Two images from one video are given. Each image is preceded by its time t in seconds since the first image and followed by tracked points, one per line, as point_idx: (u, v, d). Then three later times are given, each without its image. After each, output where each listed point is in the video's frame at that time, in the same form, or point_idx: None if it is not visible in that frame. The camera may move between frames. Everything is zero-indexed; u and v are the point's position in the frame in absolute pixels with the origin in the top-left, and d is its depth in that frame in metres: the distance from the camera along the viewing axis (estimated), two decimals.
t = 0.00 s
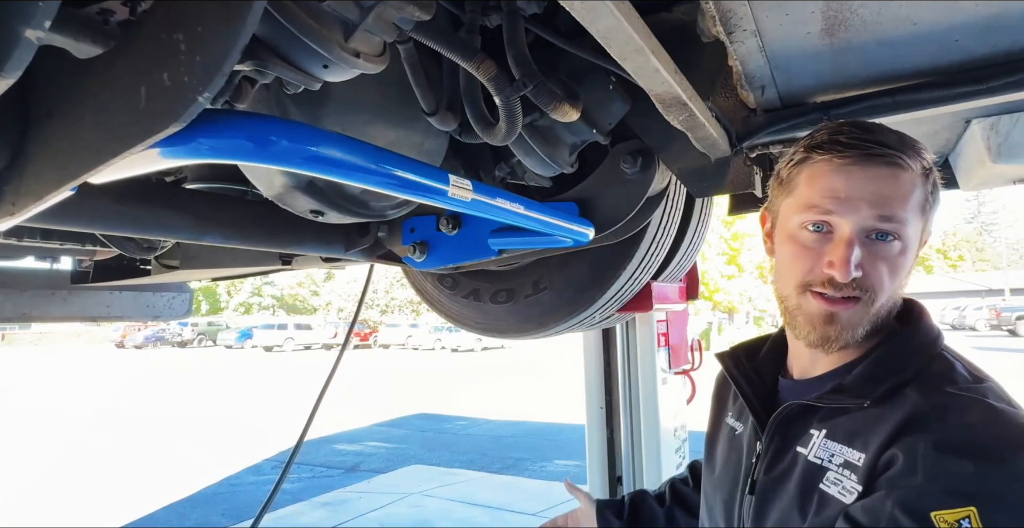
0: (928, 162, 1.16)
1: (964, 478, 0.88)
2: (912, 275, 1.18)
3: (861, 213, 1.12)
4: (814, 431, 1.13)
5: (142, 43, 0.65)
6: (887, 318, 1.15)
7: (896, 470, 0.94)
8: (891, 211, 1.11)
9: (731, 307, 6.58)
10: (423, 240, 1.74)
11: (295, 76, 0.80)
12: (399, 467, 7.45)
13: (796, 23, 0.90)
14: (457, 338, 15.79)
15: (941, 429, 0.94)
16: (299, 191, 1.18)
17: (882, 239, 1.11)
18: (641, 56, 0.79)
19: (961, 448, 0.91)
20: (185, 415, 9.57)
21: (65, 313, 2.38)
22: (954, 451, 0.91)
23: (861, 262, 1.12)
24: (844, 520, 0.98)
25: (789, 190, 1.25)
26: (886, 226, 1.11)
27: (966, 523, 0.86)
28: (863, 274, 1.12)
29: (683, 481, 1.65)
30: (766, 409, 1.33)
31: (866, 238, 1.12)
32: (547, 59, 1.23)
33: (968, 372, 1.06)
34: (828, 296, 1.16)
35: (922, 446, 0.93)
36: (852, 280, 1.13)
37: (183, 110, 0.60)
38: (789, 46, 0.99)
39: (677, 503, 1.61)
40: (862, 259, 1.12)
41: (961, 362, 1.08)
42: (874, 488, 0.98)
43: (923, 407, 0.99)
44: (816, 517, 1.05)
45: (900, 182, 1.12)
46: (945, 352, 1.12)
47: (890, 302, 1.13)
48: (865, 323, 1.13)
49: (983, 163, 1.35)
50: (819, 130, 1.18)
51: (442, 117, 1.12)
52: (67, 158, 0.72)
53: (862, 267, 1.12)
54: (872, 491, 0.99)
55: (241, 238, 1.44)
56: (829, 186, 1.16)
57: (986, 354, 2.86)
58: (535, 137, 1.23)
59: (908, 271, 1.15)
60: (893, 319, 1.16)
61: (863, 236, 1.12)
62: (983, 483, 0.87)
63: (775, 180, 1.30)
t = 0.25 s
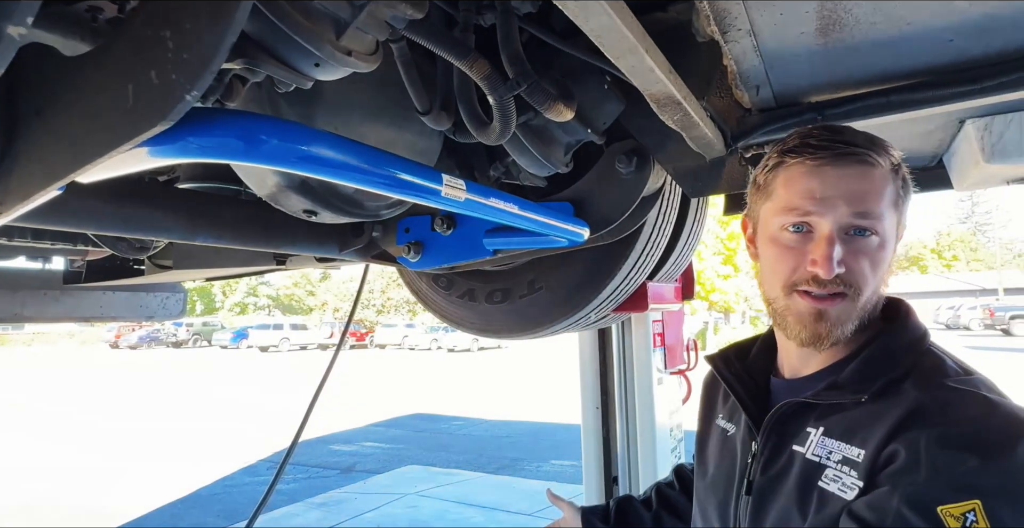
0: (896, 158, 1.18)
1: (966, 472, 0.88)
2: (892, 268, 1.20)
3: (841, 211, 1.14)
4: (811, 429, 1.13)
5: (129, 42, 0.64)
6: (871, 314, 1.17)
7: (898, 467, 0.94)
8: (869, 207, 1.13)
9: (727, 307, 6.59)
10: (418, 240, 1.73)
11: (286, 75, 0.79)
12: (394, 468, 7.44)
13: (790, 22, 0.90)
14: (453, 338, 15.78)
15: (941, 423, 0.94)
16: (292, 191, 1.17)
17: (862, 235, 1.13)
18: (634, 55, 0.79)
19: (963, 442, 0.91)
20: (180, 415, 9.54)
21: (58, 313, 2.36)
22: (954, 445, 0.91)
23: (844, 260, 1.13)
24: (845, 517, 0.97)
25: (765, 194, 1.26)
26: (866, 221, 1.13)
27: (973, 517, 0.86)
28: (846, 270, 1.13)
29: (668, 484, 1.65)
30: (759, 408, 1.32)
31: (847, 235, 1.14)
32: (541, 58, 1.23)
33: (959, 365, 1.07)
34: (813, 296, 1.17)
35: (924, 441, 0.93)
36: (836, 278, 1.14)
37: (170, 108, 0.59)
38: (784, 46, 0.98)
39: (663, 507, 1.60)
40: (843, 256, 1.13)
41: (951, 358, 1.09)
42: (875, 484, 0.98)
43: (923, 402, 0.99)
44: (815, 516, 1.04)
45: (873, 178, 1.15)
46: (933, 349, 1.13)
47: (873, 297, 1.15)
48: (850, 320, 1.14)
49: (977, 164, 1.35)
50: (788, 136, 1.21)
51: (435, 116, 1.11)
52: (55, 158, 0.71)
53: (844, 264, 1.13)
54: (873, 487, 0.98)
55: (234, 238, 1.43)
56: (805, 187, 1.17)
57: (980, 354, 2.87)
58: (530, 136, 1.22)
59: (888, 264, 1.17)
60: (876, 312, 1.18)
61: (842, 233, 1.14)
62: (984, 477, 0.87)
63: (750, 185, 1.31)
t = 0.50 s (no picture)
0: (861, 156, 1.20)
1: (956, 470, 0.88)
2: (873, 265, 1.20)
3: (812, 216, 1.15)
4: (804, 430, 1.13)
5: (121, 41, 0.64)
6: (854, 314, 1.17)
7: (889, 465, 0.94)
8: (839, 209, 1.15)
9: (724, 307, 6.59)
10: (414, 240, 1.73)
11: (281, 74, 0.79)
12: (391, 468, 7.42)
13: (785, 22, 0.90)
14: (450, 338, 15.77)
15: (931, 422, 0.94)
16: (288, 190, 1.16)
17: (836, 237, 1.14)
18: (629, 54, 0.78)
19: (952, 441, 0.91)
20: (176, 416, 9.52)
21: (53, 313, 2.36)
22: (945, 443, 0.91)
23: (818, 264, 1.14)
24: (838, 515, 0.97)
25: (738, 206, 1.27)
26: (837, 224, 1.14)
27: (962, 516, 0.85)
28: (822, 274, 1.14)
29: (667, 487, 1.64)
30: (752, 409, 1.33)
31: (819, 239, 1.15)
32: (538, 58, 1.23)
33: (948, 364, 1.07)
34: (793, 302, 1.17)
35: (915, 439, 0.93)
36: (813, 283, 1.15)
37: (163, 108, 0.59)
38: (779, 46, 0.98)
39: (661, 508, 1.60)
40: (818, 261, 1.14)
41: (940, 357, 1.09)
42: (868, 483, 0.98)
43: (914, 401, 0.99)
44: (809, 515, 1.04)
45: (839, 180, 1.16)
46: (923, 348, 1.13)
47: (854, 296, 1.16)
48: (831, 323, 1.15)
49: (972, 164, 1.35)
50: (753, 147, 1.24)
51: (431, 116, 1.11)
52: (46, 157, 0.70)
53: (818, 268, 1.14)
54: (865, 486, 0.98)
55: (229, 238, 1.42)
56: (774, 197, 1.19)
57: (975, 354, 2.88)
58: (526, 136, 1.22)
59: (866, 263, 1.17)
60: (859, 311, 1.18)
61: (815, 239, 1.15)
62: (974, 474, 0.87)
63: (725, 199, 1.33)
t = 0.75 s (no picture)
0: (855, 156, 1.18)
1: (943, 472, 0.88)
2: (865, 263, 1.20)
3: (806, 214, 1.14)
4: (794, 429, 1.13)
5: (116, 39, 0.63)
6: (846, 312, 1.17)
7: (879, 466, 0.94)
8: (834, 207, 1.13)
9: (722, 307, 6.59)
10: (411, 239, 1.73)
11: (276, 73, 0.78)
12: (389, 468, 7.41)
13: (782, 22, 0.90)
14: (448, 337, 15.76)
15: (918, 422, 0.94)
16: (284, 190, 1.16)
17: (829, 236, 1.13)
18: (626, 55, 0.78)
19: (940, 442, 0.91)
20: (172, 416, 9.49)
21: (48, 314, 2.35)
22: (933, 443, 0.91)
23: (812, 262, 1.13)
24: (829, 518, 0.97)
25: (732, 204, 1.26)
26: (832, 221, 1.13)
27: (950, 518, 0.85)
28: (815, 272, 1.13)
29: (665, 487, 1.64)
30: (746, 410, 1.33)
31: (813, 237, 1.14)
32: (534, 58, 1.22)
33: (938, 363, 1.08)
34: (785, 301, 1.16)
35: (903, 441, 0.94)
36: (806, 281, 1.14)
37: (156, 107, 0.58)
38: (776, 46, 0.98)
39: (658, 508, 1.60)
40: (811, 258, 1.13)
41: (930, 356, 1.10)
42: (857, 484, 0.98)
43: (902, 401, 0.99)
44: (801, 515, 1.05)
45: (834, 179, 1.15)
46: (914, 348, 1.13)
47: (845, 294, 1.15)
48: (822, 321, 1.15)
49: (969, 164, 1.35)
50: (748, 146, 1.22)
51: (428, 116, 1.10)
52: (41, 155, 0.70)
53: (812, 266, 1.13)
54: (854, 488, 0.98)
55: (225, 237, 1.42)
56: (767, 194, 1.17)
57: (971, 353, 2.89)
58: (523, 136, 1.22)
59: (859, 261, 1.17)
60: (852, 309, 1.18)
61: (809, 237, 1.14)
62: (961, 474, 0.87)
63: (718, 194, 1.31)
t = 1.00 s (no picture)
0: (848, 157, 1.18)
1: (938, 474, 0.88)
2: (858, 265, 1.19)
3: (797, 216, 1.14)
4: (791, 432, 1.13)
5: (113, 38, 0.63)
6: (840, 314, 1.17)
7: (874, 467, 0.95)
8: (825, 209, 1.13)
9: (720, 307, 6.60)
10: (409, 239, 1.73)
11: (273, 72, 0.78)
12: (387, 469, 7.41)
13: (780, 22, 0.90)
14: (446, 337, 15.75)
15: (913, 423, 0.94)
16: (281, 189, 1.16)
17: (820, 238, 1.13)
18: (623, 54, 0.78)
19: (935, 443, 0.91)
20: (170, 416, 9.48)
21: (45, 314, 2.34)
22: (927, 445, 0.91)
23: (802, 265, 1.14)
24: (824, 519, 0.97)
25: (725, 206, 1.26)
26: (823, 224, 1.13)
27: (945, 520, 0.85)
28: (806, 275, 1.14)
29: (663, 486, 1.64)
30: (743, 411, 1.33)
31: (804, 239, 1.14)
32: (532, 57, 1.22)
33: (933, 363, 1.08)
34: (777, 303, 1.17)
35: (899, 443, 0.94)
36: (797, 284, 1.14)
37: (153, 106, 0.58)
38: (774, 46, 0.98)
39: (656, 507, 1.60)
40: (801, 261, 1.14)
41: (926, 356, 1.10)
42: (853, 485, 0.98)
43: (897, 403, 0.99)
44: (796, 516, 1.05)
45: (826, 181, 1.15)
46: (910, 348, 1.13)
47: (838, 297, 1.15)
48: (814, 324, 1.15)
49: (966, 164, 1.35)
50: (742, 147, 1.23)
51: (426, 115, 1.11)
52: (36, 154, 0.70)
53: (802, 269, 1.14)
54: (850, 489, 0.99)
55: (222, 237, 1.42)
56: (758, 197, 1.18)
57: (968, 353, 2.89)
58: (521, 136, 1.22)
59: (852, 262, 1.17)
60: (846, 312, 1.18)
61: (800, 240, 1.14)
62: (956, 475, 0.87)
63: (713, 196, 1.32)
